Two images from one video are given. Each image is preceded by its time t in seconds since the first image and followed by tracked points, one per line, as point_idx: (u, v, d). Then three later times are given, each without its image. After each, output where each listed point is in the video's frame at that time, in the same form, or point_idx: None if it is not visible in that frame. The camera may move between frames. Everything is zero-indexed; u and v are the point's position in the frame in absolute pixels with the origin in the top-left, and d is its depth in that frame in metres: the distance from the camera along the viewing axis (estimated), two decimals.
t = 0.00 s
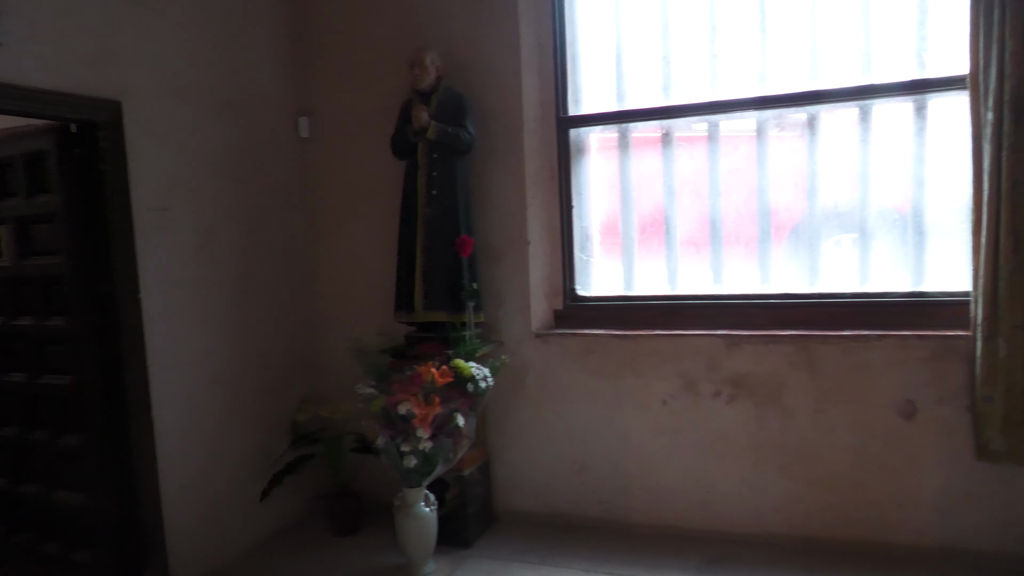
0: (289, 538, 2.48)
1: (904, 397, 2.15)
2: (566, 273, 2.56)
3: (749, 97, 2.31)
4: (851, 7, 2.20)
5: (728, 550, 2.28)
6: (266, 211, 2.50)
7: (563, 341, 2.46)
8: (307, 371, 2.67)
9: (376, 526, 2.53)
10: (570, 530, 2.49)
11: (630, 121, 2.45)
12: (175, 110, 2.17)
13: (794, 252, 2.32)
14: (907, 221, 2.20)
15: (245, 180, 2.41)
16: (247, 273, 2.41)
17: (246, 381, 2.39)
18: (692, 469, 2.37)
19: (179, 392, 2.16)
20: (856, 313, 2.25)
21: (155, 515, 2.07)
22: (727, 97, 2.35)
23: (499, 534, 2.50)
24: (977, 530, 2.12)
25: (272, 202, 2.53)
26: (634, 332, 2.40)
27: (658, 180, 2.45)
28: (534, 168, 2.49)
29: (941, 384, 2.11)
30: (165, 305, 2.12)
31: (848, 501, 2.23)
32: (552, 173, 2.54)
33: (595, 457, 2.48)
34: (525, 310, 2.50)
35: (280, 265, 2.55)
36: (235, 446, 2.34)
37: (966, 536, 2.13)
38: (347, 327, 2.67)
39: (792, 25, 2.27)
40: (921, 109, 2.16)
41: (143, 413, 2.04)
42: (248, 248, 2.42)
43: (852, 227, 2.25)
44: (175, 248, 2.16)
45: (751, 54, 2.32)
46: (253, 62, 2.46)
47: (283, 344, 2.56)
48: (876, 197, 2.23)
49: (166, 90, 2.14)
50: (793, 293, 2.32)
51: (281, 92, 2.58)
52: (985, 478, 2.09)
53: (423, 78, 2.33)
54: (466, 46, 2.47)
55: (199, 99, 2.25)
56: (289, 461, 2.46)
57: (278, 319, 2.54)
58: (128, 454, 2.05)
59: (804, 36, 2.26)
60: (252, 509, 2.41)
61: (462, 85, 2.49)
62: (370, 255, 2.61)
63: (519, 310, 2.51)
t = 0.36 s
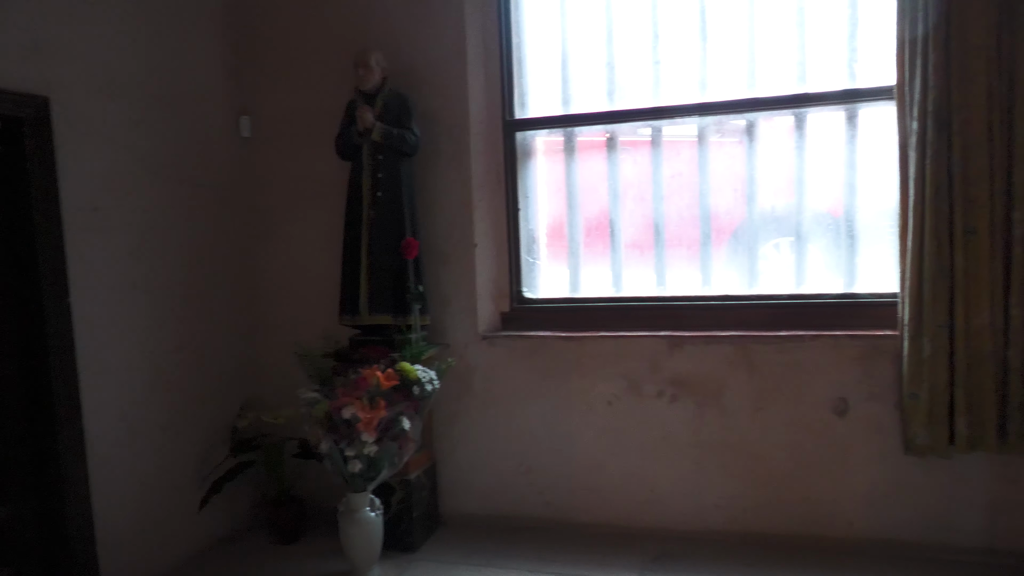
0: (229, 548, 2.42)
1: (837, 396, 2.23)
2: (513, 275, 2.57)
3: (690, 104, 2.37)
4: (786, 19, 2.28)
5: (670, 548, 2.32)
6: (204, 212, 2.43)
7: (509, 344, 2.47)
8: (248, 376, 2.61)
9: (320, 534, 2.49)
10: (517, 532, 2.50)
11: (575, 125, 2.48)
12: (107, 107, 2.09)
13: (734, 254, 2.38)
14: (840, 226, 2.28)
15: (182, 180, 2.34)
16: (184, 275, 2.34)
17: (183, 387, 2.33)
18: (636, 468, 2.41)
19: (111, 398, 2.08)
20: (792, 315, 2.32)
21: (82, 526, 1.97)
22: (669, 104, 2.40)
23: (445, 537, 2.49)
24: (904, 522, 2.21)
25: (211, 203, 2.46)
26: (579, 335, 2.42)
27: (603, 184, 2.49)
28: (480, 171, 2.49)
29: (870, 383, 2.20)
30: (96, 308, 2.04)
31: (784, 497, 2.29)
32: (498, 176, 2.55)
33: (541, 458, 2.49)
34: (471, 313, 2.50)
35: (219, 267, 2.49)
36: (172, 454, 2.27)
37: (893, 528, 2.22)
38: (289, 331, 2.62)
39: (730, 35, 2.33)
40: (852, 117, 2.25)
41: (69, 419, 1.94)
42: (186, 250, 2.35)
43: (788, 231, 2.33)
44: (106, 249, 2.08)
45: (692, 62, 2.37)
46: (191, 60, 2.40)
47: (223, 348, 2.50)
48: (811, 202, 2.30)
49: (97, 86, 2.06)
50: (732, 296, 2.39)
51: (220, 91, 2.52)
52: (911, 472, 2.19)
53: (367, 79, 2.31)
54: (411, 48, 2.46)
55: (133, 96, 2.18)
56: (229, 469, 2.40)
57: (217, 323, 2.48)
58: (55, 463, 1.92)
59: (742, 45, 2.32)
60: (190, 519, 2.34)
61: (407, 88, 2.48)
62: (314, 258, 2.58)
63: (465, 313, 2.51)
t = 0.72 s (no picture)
0: (163, 559, 2.34)
1: (771, 392, 2.30)
2: (455, 276, 2.57)
3: (629, 107, 2.41)
4: (721, 25, 2.34)
5: (611, 545, 2.36)
6: (135, 212, 2.35)
7: (452, 345, 2.47)
8: (182, 381, 2.54)
9: (259, 541, 2.44)
10: (460, 533, 2.50)
11: (517, 126, 2.49)
12: (28, 101, 2.00)
13: (672, 254, 2.44)
14: (772, 226, 2.35)
15: (111, 179, 2.26)
16: (113, 277, 2.26)
17: (112, 393, 2.24)
18: (578, 466, 2.43)
19: (33, 405, 1.99)
20: (728, 313, 2.39)
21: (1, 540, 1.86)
22: (609, 106, 2.43)
23: (388, 541, 2.47)
24: (834, 512, 2.30)
25: (142, 203, 2.38)
26: (521, 335, 2.44)
27: (544, 184, 2.51)
28: (422, 171, 2.48)
29: (802, 378, 2.28)
30: (15, 311, 1.95)
31: (720, 491, 2.36)
32: (440, 177, 2.54)
33: (484, 459, 2.50)
34: (414, 314, 2.48)
35: (151, 269, 2.41)
36: (100, 463, 2.19)
37: (825, 518, 2.30)
38: (226, 334, 2.56)
39: (668, 39, 2.38)
40: (784, 122, 2.32)
41: None
42: (115, 250, 2.27)
43: (724, 231, 2.39)
44: (27, 250, 1.98)
45: (631, 65, 2.41)
46: (119, 54, 2.31)
47: (155, 352, 2.42)
48: (745, 203, 2.37)
49: (17, 79, 1.97)
50: (671, 296, 2.44)
51: (152, 87, 2.44)
52: (841, 464, 2.27)
53: (305, 77, 2.27)
54: (351, 46, 2.43)
55: (57, 90, 2.08)
56: (161, 477, 2.33)
57: (150, 326, 2.40)
58: None
59: (679, 50, 2.37)
60: (120, 530, 2.26)
61: (347, 86, 2.45)
62: (251, 259, 2.52)
63: (407, 314, 2.49)
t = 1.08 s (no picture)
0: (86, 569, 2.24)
1: (704, 386, 2.36)
2: (395, 275, 2.55)
3: (567, 107, 2.43)
4: (656, 28, 2.39)
5: (550, 540, 2.38)
6: (55, 206, 2.24)
7: (391, 343, 2.45)
8: (106, 384, 2.44)
9: (190, 547, 2.37)
10: (400, 532, 2.48)
11: (457, 123, 2.48)
12: None
13: (610, 253, 2.48)
14: (706, 226, 2.42)
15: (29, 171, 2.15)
16: (33, 274, 2.15)
17: (33, 395, 2.14)
18: (518, 463, 2.45)
19: None
20: (663, 311, 2.44)
21: None
22: (548, 106, 2.45)
23: (325, 543, 2.43)
24: (763, 502, 2.38)
25: (63, 197, 2.28)
26: (461, 333, 2.43)
27: (484, 182, 2.51)
28: (361, 168, 2.45)
29: (733, 373, 2.34)
30: None
31: (656, 485, 2.41)
32: (379, 174, 2.51)
33: (425, 458, 2.49)
34: (352, 313, 2.45)
35: (72, 266, 2.31)
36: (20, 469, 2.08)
37: (754, 508, 2.38)
38: (154, 335, 2.47)
39: (606, 41, 2.41)
40: (716, 124, 2.39)
41: None
42: (34, 246, 2.16)
43: (660, 230, 2.44)
44: None
45: (570, 66, 2.44)
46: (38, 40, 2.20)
47: (77, 354, 2.32)
48: (680, 203, 2.43)
49: None
50: (608, 293, 2.48)
51: (73, 76, 2.33)
52: (770, 455, 2.36)
53: (238, 70, 2.22)
54: (286, 39, 2.38)
55: None
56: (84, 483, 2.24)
57: (71, 326, 2.30)
58: None
59: (616, 52, 2.41)
60: (40, 540, 2.15)
61: (282, 80, 2.40)
62: (180, 257, 2.44)
63: (345, 313, 2.45)
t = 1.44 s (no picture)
0: None
1: (635, 383, 2.41)
2: (326, 275, 2.51)
3: (500, 108, 2.44)
4: (587, 31, 2.42)
5: (485, 539, 2.39)
6: None
7: (323, 345, 2.40)
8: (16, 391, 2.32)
9: (110, 559, 2.27)
10: (332, 537, 2.45)
11: (389, 122, 2.46)
12: None
13: (543, 253, 2.50)
14: (636, 227, 2.47)
15: None
16: None
17: None
18: (452, 463, 2.45)
19: None
20: (595, 310, 2.48)
21: None
22: (481, 106, 2.46)
23: (255, 550, 2.37)
24: (692, 495, 2.45)
25: None
26: (395, 333, 2.41)
27: (417, 182, 2.50)
28: (289, 166, 2.40)
29: (663, 370, 2.40)
30: None
31: (588, 481, 2.45)
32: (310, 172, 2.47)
33: (358, 460, 2.45)
34: (282, 314, 2.40)
35: None
36: None
37: (683, 501, 2.45)
38: (69, 339, 2.36)
39: (538, 43, 2.43)
40: (646, 127, 2.44)
41: None
42: None
43: (592, 231, 2.48)
44: None
45: (503, 67, 2.45)
46: None
47: None
48: (611, 204, 2.47)
49: None
50: (542, 293, 2.50)
51: None
52: (698, 449, 2.43)
53: (158, 63, 2.14)
54: (211, 33, 2.31)
55: None
56: None
57: None
58: None
59: (548, 54, 2.43)
60: None
61: (207, 75, 2.32)
62: (97, 257, 2.34)
63: (275, 315, 2.40)
